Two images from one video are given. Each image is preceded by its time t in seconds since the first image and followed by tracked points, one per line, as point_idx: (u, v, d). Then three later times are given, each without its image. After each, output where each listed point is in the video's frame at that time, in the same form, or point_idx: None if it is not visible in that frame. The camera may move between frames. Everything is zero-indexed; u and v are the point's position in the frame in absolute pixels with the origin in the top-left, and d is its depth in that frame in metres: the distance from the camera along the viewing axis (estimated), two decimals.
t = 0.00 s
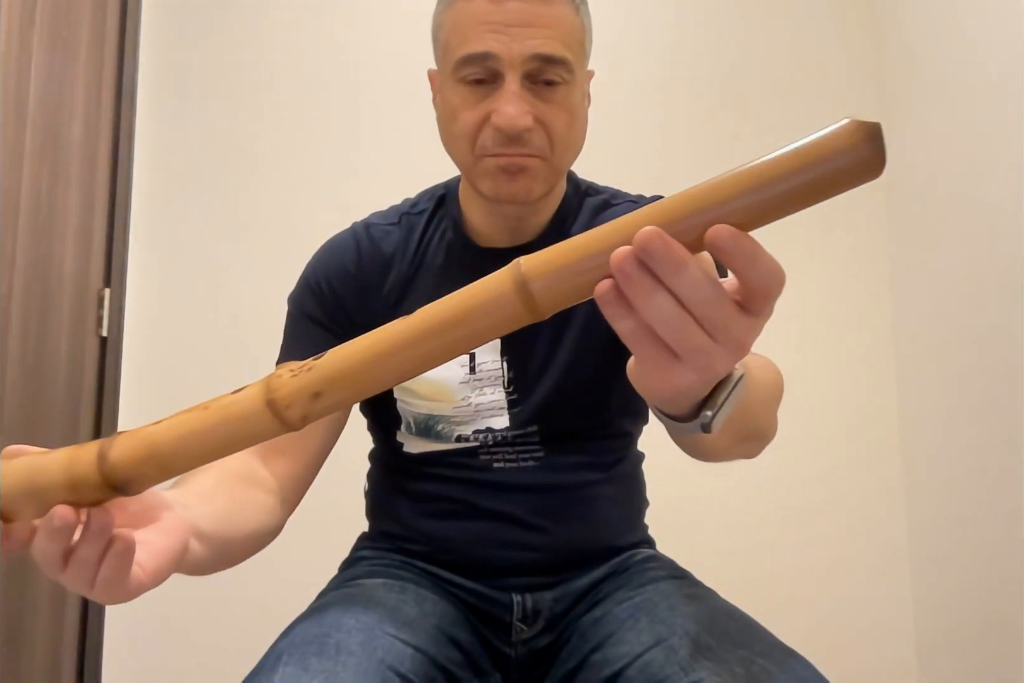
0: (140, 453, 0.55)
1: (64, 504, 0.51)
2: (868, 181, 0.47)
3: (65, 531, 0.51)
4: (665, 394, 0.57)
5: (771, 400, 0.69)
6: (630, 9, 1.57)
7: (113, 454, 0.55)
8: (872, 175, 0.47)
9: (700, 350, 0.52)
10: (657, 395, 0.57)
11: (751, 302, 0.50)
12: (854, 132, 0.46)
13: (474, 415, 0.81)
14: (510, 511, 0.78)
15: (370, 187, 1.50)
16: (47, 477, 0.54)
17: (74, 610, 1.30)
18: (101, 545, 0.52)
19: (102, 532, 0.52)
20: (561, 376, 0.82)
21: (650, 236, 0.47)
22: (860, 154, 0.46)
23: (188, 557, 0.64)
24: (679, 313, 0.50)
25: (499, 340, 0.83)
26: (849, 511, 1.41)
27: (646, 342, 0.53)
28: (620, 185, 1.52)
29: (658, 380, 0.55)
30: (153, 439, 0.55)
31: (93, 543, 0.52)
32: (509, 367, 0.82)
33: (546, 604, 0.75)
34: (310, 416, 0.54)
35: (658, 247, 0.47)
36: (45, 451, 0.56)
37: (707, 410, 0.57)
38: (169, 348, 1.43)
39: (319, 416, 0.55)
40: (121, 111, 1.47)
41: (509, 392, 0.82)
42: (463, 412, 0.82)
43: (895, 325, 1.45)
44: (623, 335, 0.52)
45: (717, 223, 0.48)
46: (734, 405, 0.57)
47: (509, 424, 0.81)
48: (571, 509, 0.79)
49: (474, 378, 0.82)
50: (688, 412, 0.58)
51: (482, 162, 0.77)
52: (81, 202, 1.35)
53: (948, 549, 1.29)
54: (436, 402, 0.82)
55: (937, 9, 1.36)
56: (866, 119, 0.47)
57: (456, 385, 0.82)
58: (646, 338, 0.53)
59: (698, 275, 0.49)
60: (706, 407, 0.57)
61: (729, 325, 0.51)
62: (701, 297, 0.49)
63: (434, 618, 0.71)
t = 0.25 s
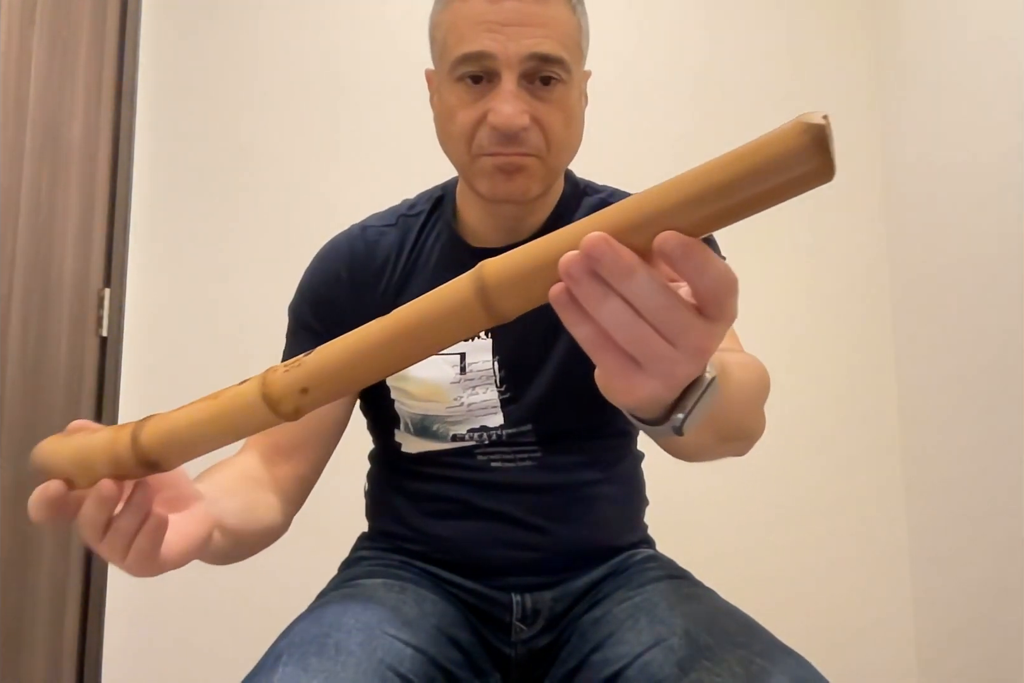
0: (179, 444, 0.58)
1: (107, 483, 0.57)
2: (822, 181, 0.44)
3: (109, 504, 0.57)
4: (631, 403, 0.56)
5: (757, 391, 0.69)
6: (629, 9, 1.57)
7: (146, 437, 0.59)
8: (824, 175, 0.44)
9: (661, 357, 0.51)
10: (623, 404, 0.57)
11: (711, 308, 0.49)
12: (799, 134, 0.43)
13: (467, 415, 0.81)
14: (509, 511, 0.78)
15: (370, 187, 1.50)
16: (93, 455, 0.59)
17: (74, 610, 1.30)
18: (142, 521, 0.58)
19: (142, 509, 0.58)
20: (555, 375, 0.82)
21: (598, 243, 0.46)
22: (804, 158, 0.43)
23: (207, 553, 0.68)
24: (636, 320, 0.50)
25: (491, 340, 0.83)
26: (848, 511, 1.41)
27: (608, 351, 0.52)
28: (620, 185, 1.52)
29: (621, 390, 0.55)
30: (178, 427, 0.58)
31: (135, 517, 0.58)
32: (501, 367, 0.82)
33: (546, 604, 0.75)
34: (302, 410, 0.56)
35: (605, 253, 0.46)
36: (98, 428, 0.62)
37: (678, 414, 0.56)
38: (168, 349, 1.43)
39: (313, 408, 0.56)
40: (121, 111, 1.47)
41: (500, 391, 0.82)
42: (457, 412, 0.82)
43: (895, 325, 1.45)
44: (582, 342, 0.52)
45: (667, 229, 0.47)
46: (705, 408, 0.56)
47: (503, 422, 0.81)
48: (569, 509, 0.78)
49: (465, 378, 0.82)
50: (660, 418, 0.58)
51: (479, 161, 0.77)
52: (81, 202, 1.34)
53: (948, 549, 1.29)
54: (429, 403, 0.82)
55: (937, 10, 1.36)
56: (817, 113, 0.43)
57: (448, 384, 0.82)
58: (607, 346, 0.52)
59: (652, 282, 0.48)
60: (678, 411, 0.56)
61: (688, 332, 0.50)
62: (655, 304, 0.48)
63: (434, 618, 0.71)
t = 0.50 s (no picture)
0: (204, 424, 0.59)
1: (162, 442, 0.61)
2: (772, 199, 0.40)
3: (156, 464, 0.62)
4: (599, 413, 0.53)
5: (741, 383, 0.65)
6: (628, 8, 1.57)
7: (184, 409, 0.59)
8: (773, 192, 0.39)
9: (620, 366, 0.48)
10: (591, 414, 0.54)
11: (672, 321, 0.46)
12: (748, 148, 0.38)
13: (458, 410, 0.81)
14: (507, 511, 0.78)
15: (369, 186, 1.50)
16: (144, 418, 0.61)
17: (74, 609, 1.30)
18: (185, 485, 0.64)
19: (185, 473, 0.63)
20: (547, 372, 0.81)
21: (546, 251, 0.42)
22: (750, 174, 0.38)
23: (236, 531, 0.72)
24: (592, 329, 0.46)
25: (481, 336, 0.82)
26: (848, 510, 1.41)
27: (565, 359, 0.49)
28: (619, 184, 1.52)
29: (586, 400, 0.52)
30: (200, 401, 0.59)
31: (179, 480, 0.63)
32: (490, 363, 0.82)
33: (545, 604, 0.75)
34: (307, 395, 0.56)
35: (552, 265, 0.43)
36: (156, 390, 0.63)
37: (648, 419, 0.53)
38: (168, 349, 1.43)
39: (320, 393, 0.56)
40: (121, 111, 1.47)
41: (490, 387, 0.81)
42: (448, 408, 0.82)
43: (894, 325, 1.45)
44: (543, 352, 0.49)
45: (608, 246, 0.42)
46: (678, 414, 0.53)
47: (495, 417, 0.81)
48: (568, 509, 0.78)
49: (455, 374, 0.82)
50: (630, 423, 0.54)
51: (473, 161, 0.77)
52: (81, 202, 1.35)
53: (947, 548, 1.29)
54: (420, 399, 0.82)
55: (937, 11, 1.36)
56: (769, 127, 0.39)
57: (438, 381, 0.82)
58: (564, 354, 0.49)
59: (605, 291, 0.44)
60: (648, 416, 0.53)
61: (648, 343, 0.47)
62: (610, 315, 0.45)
63: (434, 618, 0.71)
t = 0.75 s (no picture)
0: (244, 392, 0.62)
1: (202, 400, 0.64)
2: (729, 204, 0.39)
3: (193, 423, 0.64)
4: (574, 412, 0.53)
5: (731, 380, 0.64)
6: (627, 8, 1.57)
7: (223, 371, 0.62)
8: (731, 198, 0.39)
9: (592, 367, 0.48)
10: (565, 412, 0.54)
11: (642, 324, 0.45)
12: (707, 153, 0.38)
13: (453, 407, 0.81)
14: (506, 510, 0.78)
15: (369, 186, 1.50)
16: (190, 377, 0.64)
17: (74, 609, 1.31)
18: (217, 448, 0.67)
19: (220, 433, 0.66)
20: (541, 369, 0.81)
21: (513, 250, 0.43)
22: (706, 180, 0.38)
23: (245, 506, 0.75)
24: (562, 329, 0.46)
25: (474, 333, 0.82)
26: (848, 510, 1.41)
27: (538, 360, 0.49)
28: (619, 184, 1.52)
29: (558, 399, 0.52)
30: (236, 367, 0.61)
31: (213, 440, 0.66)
32: (483, 359, 0.81)
33: (544, 603, 0.75)
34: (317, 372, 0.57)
35: (520, 263, 0.43)
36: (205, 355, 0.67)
37: (628, 418, 0.53)
38: (168, 348, 1.43)
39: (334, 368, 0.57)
40: (120, 111, 1.47)
41: (483, 383, 0.81)
42: (443, 405, 0.81)
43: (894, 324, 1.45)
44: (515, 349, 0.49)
45: (573, 247, 0.42)
46: (658, 415, 0.53)
47: (489, 413, 0.81)
48: (566, 509, 0.78)
49: (449, 371, 0.81)
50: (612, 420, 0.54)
51: (469, 160, 0.77)
52: (81, 202, 1.35)
53: (947, 548, 1.29)
54: (416, 397, 0.82)
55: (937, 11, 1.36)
56: (729, 134, 0.39)
57: (433, 377, 0.81)
58: (537, 355, 0.49)
59: (573, 292, 0.44)
60: (628, 415, 0.53)
61: (619, 345, 0.46)
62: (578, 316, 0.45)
63: (433, 618, 0.71)
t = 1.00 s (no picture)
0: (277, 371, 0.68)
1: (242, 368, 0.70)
2: (673, 213, 0.38)
3: (238, 383, 0.71)
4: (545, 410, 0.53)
5: (715, 378, 0.64)
6: (627, 8, 1.57)
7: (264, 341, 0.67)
8: (672, 208, 0.38)
9: (558, 367, 0.48)
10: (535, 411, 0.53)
11: (607, 323, 0.45)
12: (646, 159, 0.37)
13: (449, 405, 0.81)
14: (504, 510, 0.78)
15: (369, 186, 1.50)
16: (237, 344, 0.70)
17: (74, 609, 1.31)
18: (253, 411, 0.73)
19: (258, 398, 0.73)
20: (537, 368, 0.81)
21: (476, 245, 0.43)
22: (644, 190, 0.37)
23: (256, 477, 0.80)
24: (527, 328, 0.46)
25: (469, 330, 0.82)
26: (847, 510, 1.41)
27: (505, 360, 0.49)
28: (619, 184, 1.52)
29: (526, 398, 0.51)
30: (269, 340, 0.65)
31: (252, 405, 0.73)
32: (478, 356, 0.81)
33: (544, 603, 0.75)
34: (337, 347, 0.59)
35: (483, 262, 0.43)
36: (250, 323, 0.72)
37: (604, 417, 0.53)
38: (169, 348, 1.44)
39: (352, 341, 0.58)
40: (121, 111, 1.47)
41: (479, 380, 0.81)
42: (439, 403, 0.81)
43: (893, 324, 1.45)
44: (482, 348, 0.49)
45: (533, 252, 0.42)
46: (635, 413, 0.53)
47: (485, 410, 0.81)
48: (565, 508, 0.78)
49: (444, 369, 0.81)
50: (589, 418, 0.55)
51: (466, 160, 0.77)
52: (82, 201, 1.35)
53: (947, 548, 1.29)
54: (412, 395, 0.82)
55: (937, 11, 1.36)
56: (670, 139, 0.38)
57: (428, 375, 0.82)
58: (503, 355, 0.49)
59: (536, 293, 0.44)
60: (604, 415, 0.53)
61: (584, 344, 0.46)
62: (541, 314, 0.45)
63: (433, 617, 0.71)
